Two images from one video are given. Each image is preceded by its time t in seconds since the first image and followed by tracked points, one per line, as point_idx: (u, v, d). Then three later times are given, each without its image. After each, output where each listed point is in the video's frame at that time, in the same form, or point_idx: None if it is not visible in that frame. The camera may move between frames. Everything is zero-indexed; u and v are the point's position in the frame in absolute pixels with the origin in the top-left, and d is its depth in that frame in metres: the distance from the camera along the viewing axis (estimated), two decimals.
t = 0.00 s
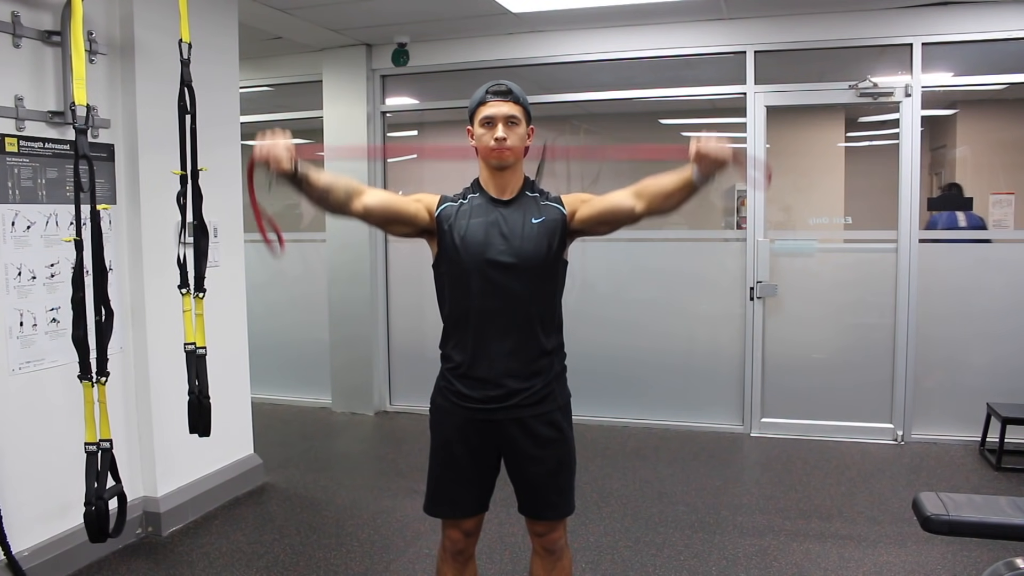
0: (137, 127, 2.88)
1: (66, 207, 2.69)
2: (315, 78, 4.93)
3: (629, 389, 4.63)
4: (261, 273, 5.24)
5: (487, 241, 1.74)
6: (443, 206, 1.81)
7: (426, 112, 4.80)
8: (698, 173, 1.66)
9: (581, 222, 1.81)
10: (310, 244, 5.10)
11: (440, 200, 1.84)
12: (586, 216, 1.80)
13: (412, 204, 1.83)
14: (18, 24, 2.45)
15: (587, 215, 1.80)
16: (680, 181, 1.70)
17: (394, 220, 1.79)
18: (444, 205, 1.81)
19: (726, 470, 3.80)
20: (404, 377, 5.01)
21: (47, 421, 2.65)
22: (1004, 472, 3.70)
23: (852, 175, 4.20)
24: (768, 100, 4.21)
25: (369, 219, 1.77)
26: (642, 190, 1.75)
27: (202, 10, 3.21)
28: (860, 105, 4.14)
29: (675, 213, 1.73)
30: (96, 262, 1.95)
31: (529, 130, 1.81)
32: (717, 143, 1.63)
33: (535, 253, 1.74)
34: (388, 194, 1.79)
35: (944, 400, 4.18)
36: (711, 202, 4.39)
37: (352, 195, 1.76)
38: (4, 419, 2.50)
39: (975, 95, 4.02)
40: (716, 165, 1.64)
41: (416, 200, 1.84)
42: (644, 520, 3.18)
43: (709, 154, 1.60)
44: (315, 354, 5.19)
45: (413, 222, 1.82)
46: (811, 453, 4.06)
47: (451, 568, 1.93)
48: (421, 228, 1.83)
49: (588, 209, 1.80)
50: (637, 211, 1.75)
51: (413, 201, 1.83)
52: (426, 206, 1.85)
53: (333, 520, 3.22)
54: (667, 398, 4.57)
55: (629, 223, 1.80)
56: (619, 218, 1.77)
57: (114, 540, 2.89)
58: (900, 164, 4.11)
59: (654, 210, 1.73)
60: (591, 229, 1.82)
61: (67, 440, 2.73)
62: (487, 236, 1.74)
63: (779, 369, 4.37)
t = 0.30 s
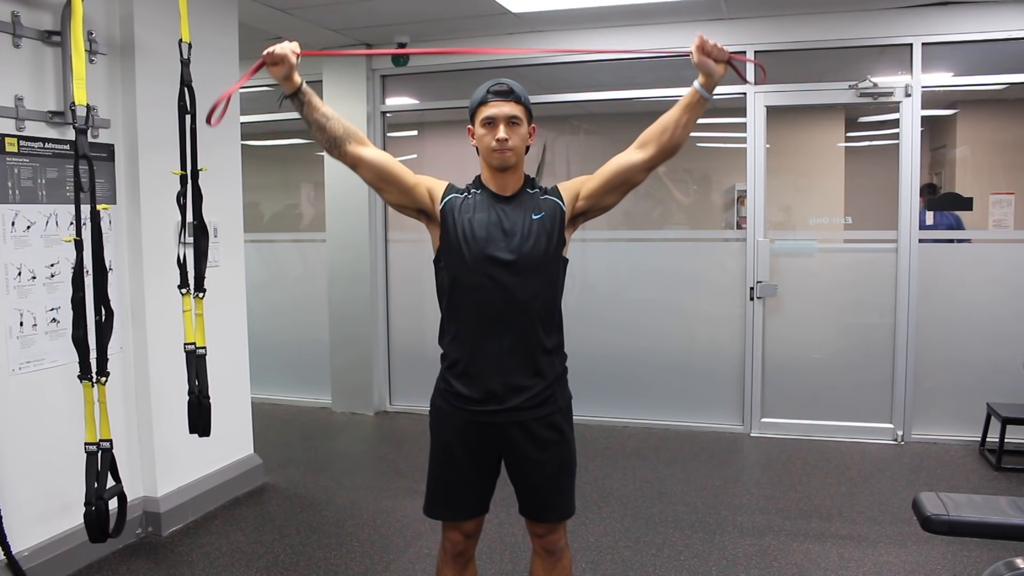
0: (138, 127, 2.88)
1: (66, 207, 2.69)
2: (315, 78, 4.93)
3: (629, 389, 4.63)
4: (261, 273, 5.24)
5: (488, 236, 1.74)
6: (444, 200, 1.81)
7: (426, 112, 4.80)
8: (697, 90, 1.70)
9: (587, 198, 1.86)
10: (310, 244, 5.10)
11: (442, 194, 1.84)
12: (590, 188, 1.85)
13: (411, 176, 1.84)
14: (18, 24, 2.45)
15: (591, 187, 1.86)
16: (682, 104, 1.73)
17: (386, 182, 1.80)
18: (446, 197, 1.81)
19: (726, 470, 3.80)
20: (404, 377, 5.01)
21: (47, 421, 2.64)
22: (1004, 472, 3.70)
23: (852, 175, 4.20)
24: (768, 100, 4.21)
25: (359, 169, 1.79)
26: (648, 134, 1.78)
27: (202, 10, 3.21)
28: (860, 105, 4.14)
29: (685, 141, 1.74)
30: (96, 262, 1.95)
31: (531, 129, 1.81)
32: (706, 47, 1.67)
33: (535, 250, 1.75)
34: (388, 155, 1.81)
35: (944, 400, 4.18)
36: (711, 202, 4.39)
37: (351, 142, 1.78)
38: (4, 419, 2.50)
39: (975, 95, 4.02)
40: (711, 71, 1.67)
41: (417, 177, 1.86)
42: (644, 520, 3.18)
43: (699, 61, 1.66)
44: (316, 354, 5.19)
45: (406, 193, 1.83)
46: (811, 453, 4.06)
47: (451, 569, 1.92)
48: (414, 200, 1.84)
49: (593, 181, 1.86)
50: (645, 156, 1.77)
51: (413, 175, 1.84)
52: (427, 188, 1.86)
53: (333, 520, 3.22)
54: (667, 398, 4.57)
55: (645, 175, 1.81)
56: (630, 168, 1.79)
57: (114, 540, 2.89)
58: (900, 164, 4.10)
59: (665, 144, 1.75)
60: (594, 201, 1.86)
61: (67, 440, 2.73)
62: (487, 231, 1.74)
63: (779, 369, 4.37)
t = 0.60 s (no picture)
0: (138, 127, 2.88)
1: (66, 207, 2.69)
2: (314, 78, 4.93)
3: (629, 389, 4.63)
4: (261, 273, 5.24)
5: (487, 234, 1.74)
6: (444, 202, 1.83)
7: (426, 112, 4.80)
8: (697, 96, 1.79)
9: (587, 195, 1.87)
10: (310, 244, 5.10)
11: (442, 196, 1.85)
12: (591, 186, 1.87)
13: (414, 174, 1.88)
14: (18, 24, 2.45)
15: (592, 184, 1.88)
16: (683, 110, 1.81)
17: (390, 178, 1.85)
18: (447, 198, 1.83)
19: (726, 470, 3.80)
20: (404, 377, 5.00)
21: (47, 421, 2.64)
22: (1004, 472, 3.70)
23: (852, 175, 4.20)
24: (768, 100, 4.20)
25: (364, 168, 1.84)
26: (649, 137, 1.84)
27: (202, 10, 3.21)
28: (860, 105, 4.14)
29: (684, 144, 1.81)
30: (96, 262, 1.95)
31: (531, 129, 1.80)
32: (702, 57, 1.79)
33: (535, 249, 1.75)
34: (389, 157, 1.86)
35: (944, 400, 4.18)
36: (711, 202, 4.39)
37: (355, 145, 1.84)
38: (4, 419, 2.50)
39: (975, 95, 4.03)
40: (708, 80, 1.78)
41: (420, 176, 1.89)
42: (644, 520, 3.18)
43: (698, 67, 1.77)
44: (316, 354, 5.19)
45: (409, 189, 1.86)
46: (811, 453, 4.06)
47: (451, 569, 1.92)
48: (415, 197, 1.87)
49: (594, 179, 1.88)
50: (648, 157, 1.82)
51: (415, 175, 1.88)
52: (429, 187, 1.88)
53: (333, 520, 3.22)
54: (667, 398, 4.57)
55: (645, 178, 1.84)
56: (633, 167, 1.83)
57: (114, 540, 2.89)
58: (900, 164, 4.10)
59: (667, 148, 1.81)
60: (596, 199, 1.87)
61: (67, 440, 2.73)
62: (486, 228, 1.75)
63: (779, 369, 4.37)
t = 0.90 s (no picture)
0: (138, 127, 2.88)
1: (66, 207, 2.69)
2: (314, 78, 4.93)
3: (629, 389, 4.63)
4: (261, 273, 5.24)
5: (485, 234, 1.74)
6: (443, 203, 1.83)
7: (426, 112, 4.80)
8: (695, 135, 1.83)
9: (585, 205, 1.89)
10: (310, 244, 5.10)
11: (443, 198, 1.86)
12: (590, 197, 1.89)
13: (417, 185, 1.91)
14: (18, 24, 2.45)
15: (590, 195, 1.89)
16: (681, 144, 1.85)
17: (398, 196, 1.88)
18: (447, 199, 1.84)
19: (726, 470, 3.80)
20: (404, 377, 5.00)
21: (47, 421, 2.65)
22: (1004, 472, 3.70)
23: (852, 175, 4.20)
24: (768, 100, 4.20)
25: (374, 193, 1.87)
26: (648, 164, 1.87)
27: (201, 10, 3.21)
28: (860, 105, 4.14)
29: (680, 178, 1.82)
30: (96, 262, 1.95)
31: (532, 128, 1.80)
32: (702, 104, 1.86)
33: (535, 249, 1.75)
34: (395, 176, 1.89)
35: (944, 400, 4.18)
36: (711, 202, 4.39)
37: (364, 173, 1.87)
38: (5, 419, 2.51)
39: (975, 95, 4.02)
40: (708, 123, 1.83)
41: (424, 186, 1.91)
42: (644, 520, 3.18)
43: (701, 112, 1.83)
44: (316, 353, 5.19)
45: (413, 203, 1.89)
46: (812, 453, 4.06)
47: (451, 569, 1.92)
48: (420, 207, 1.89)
49: (594, 190, 1.90)
50: (646, 179, 1.83)
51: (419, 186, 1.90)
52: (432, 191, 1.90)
53: (333, 520, 3.22)
54: (667, 398, 4.57)
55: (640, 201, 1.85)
56: (631, 187, 1.84)
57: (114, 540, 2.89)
58: (900, 164, 4.10)
59: (665, 174, 1.82)
60: (593, 209, 1.89)
61: (67, 440, 2.73)
62: (484, 229, 1.75)
63: (779, 369, 4.37)
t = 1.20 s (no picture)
0: (137, 126, 2.88)
1: (66, 207, 2.69)
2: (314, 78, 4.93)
3: (629, 389, 4.63)
4: (261, 273, 5.24)
5: (484, 236, 1.74)
6: (443, 207, 1.84)
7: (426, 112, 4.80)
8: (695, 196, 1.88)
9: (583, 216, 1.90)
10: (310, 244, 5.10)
11: (441, 200, 1.86)
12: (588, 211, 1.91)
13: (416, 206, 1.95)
14: (18, 24, 2.45)
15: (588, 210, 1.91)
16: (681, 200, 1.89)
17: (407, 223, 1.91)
18: (445, 203, 1.84)
19: (726, 470, 3.80)
20: (404, 377, 5.00)
21: (47, 421, 2.64)
22: (1004, 472, 3.70)
23: (852, 175, 4.20)
24: (768, 100, 4.20)
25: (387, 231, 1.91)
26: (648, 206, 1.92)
27: (201, 10, 3.21)
28: (860, 105, 4.14)
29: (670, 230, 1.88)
30: (96, 262, 1.95)
31: (531, 127, 1.80)
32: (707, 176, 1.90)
33: (535, 250, 1.74)
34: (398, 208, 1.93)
35: (944, 399, 4.18)
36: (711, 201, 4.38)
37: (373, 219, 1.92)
38: (5, 419, 2.50)
39: (975, 95, 4.03)
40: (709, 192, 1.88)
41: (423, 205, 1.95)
42: (644, 520, 3.18)
43: (706, 181, 1.88)
44: (316, 353, 5.19)
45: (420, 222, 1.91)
46: (812, 453, 4.06)
47: (451, 569, 1.92)
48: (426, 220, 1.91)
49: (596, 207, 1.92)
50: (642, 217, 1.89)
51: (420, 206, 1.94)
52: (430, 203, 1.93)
53: (334, 520, 3.22)
54: (667, 398, 4.57)
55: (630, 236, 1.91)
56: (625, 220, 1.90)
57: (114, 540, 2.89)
58: (901, 163, 4.10)
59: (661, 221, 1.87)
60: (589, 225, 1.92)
61: (67, 440, 2.73)
62: (483, 231, 1.75)
63: (779, 368, 4.37)
